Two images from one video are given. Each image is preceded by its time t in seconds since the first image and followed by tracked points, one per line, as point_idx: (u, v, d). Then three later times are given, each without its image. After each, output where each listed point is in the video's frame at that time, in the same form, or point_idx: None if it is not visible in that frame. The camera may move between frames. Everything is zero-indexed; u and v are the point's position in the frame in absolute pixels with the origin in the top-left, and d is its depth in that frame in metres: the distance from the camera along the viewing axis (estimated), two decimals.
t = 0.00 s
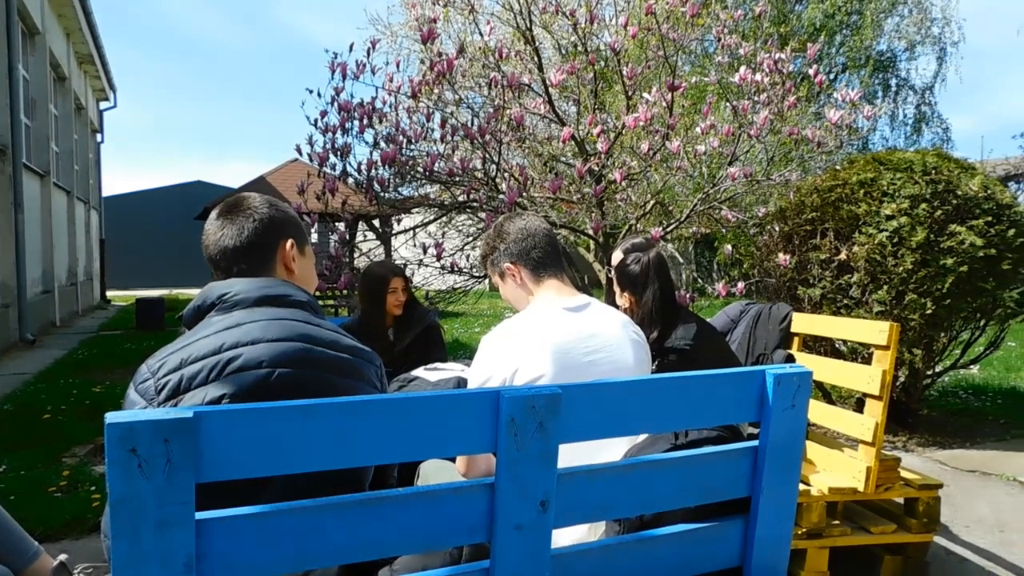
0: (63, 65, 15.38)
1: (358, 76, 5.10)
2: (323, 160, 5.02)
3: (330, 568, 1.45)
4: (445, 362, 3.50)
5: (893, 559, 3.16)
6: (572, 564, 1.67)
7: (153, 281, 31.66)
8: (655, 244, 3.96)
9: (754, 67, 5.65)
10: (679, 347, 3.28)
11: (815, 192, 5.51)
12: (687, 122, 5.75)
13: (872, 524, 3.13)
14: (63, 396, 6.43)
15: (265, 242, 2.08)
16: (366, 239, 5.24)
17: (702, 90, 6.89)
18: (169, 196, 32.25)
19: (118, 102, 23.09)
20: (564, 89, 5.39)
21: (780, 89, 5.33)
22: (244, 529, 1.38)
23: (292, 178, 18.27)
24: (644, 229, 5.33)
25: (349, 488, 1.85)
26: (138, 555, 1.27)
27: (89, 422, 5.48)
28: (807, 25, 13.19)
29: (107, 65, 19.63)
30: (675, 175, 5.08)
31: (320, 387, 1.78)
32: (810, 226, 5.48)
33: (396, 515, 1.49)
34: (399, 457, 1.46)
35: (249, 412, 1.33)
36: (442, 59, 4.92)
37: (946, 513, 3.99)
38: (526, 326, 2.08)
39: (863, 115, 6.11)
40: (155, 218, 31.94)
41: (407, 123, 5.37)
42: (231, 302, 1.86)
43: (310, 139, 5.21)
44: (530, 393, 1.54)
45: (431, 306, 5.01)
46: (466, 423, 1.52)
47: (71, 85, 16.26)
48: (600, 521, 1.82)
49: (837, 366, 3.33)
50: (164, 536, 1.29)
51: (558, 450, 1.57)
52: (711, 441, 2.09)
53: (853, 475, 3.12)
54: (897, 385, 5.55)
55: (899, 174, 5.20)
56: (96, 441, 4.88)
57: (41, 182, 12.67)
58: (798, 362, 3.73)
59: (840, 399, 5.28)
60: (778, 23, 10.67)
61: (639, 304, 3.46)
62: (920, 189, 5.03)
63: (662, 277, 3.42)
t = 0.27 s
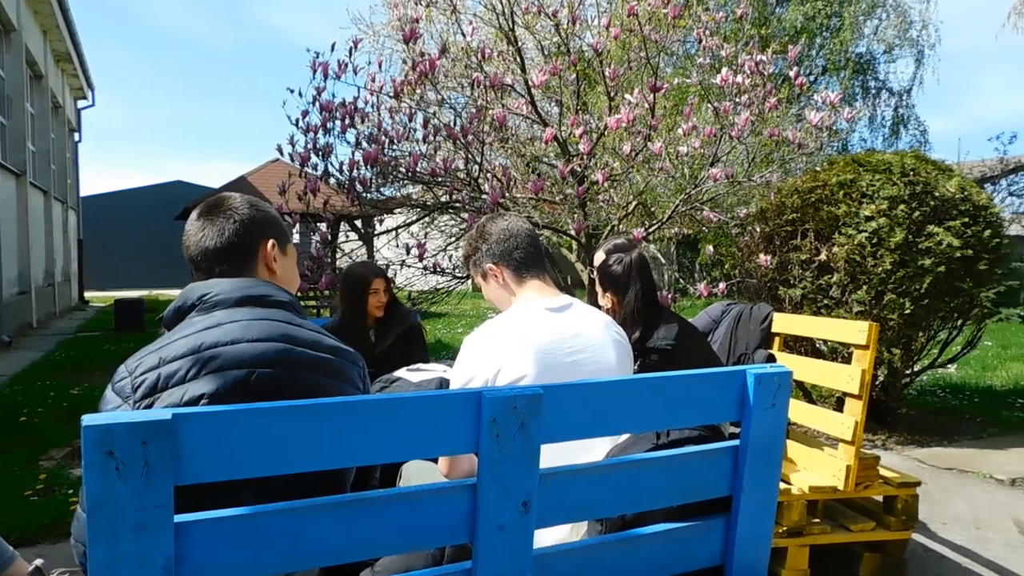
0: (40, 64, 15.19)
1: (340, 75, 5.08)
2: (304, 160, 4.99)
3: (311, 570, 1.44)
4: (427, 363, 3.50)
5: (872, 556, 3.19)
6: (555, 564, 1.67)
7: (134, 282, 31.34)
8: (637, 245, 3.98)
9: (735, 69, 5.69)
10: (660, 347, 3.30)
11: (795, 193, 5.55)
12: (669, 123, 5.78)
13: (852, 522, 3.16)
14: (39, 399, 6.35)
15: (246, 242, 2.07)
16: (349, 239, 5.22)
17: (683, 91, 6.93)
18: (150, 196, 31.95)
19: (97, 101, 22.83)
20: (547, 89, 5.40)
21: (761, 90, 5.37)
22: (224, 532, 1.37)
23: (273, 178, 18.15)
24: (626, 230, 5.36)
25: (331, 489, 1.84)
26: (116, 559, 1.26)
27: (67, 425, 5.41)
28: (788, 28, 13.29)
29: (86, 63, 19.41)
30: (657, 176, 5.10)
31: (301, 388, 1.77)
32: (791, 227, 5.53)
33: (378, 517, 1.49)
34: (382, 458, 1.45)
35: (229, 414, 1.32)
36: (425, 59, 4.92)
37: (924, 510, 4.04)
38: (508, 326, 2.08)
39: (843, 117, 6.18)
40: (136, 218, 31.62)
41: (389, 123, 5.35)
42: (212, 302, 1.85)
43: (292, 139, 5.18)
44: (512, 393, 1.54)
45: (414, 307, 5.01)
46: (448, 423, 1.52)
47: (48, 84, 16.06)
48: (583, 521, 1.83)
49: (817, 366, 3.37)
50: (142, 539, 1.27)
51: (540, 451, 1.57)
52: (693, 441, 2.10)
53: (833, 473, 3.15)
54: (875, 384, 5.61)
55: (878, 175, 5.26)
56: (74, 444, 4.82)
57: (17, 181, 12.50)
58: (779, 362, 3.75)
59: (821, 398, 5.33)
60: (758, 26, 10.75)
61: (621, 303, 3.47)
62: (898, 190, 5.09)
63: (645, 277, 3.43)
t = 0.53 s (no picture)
0: (25, 61, 15.06)
1: (328, 74, 5.06)
2: (293, 159, 4.97)
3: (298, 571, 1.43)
4: (416, 363, 3.49)
5: (860, 555, 3.21)
6: (543, 563, 1.67)
7: (122, 281, 31.14)
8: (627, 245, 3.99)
9: (724, 69, 5.70)
10: (649, 346, 3.31)
11: (784, 192, 5.57)
12: (658, 123, 5.80)
13: (839, 520, 3.18)
14: (25, 399, 6.30)
15: (233, 242, 2.06)
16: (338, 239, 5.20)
17: (672, 91, 6.95)
18: (138, 194, 31.75)
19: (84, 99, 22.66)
20: (536, 89, 5.40)
21: (750, 91, 5.39)
22: (211, 533, 1.36)
23: (261, 176, 18.07)
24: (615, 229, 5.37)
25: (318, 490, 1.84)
26: (101, 560, 1.25)
27: (52, 425, 5.37)
28: (777, 28, 13.34)
29: (73, 61, 19.26)
30: (646, 176, 5.11)
31: (289, 387, 1.77)
32: (779, 227, 5.55)
33: (366, 517, 1.48)
34: (369, 458, 1.45)
35: (216, 414, 1.32)
36: (414, 58, 4.92)
37: (910, 508, 4.07)
38: (496, 326, 2.08)
39: (830, 118, 6.21)
40: (124, 217, 31.42)
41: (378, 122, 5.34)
42: (198, 302, 1.84)
43: (280, 138, 5.16)
44: (500, 393, 1.54)
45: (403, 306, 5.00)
46: (436, 423, 1.52)
47: (34, 81, 15.94)
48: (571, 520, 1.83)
49: (805, 365, 3.38)
50: (128, 540, 1.26)
51: (528, 450, 1.57)
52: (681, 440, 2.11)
53: (821, 472, 3.17)
54: (863, 383, 5.64)
55: (866, 175, 5.30)
56: (60, 445, 4.79)
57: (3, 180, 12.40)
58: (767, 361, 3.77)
59: (809, 397, 5.35)
60: (747, 26, 10.79)
61: (611, 303, 3.48)
62: (886, 190, 5.13)
63: (634, 277, 3.44)
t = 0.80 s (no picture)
0: (14, 60, 14.97)
1: (319, 74, 5.05)
2: (284, 159, 4.96)
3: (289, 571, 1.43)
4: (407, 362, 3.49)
5: (850, 553, 3.24)
6: (534, 563, 1.67)
7: (112, 281, 30.97)
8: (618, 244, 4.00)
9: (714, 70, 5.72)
10: (640, 346, 3.32)
11: (774, 192, 5.60)
12: (649, 123, 5.81)
13: (829, 518, 3.20)
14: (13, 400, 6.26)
15: (223, 242, 2.05)
16: (329, 238, 5.19)
17: (663, 92, 6.97)
18: (128, 194, 31.60)
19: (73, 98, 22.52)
20: (528, 88, 5.40)
21: (740, 91, 5.40)
22: (200, 534, 1.36)
23: (252, 176, 18.01)
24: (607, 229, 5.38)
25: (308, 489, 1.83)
26: (90, 562, 1.24)
27: (41, 426, 5.34)
28: (767, 29, 13.38)
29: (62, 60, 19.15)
30: (637, 176, 5.12)
31: (280, 387, 1.76)
32: (770, 227, 5.57)
33: (357, 517, 1.48)
34: (360, 458, 1.45)
35: (206, 414, 1.31)
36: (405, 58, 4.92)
37: (900, 506, 4.10)
38: (487, 326, 2.08)
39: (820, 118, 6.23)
40: (113, 217, 31.26)
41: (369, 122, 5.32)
42: (189, 302, 1.83)
43: (271, 138, 5.14)
44: (491, 393, 1.54)
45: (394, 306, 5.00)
46: (427, 423, 1.51)
47: (23, 81, 15.84)
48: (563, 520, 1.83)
49: (795, 365, 3.40)
50: (117, 541, 1.25)
51: (519, 450, 1.57)
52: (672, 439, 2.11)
53: (811, 470, 3.18)
54: (853, 382, 5.67)
55: (856, 176, 5.33)
56: (48, 446, 4.76)
57: None
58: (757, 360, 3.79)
59: (798, 397, 5.38)
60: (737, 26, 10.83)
61: (602, 303, 3.48)
62: (875, 190, 5.17)
63: (625, 277, 3.44)
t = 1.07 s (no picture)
0: None
1: (304, 73, 5.03)
2: (269, 159, 4.93)
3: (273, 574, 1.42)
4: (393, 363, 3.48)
5: (834, 551, 3.23)
6: (520, 563, 1.67)
7: (95, 281, 30.68)
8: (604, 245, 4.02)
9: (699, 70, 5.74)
10: (625, 345, 3.32)
11: (758, 193, 5.63)
12: (635, 124, 5.83)
13: (813, 516, 3.22)
14: None
15: (207, 243, 2.04)
16: (314, 239, 5.16)
17: (649, 92, 6.99)
18: (112, 193, 31.32)
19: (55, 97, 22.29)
20: (513, 89, 5.40)
21: (725, 92, 5.42)
22: (183, 537, 1.35)
23: (236, 176, 17.90)
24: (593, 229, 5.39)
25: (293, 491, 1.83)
26: (71, 566, 1.22)
27: (22, 429, 5.28)
28: (752, 29, 13.46)
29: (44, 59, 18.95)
30: (623, 176, 5.14)
31: (263, 389, 1.75)
32: (755, 227, 5.60)
33: (341, 519, 1.47)
34: (345, 459, 1.44)
35: (189, 416, 1.30)
36: (391, 58, 4.92)
37: (883, 504, 4.13)
38: (472, 327, 2.08)
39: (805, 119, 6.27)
40: (97, 216, 30.97)
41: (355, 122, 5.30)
42: (172, 302, 1.81)
43: (255, 137, 5.11)
44: (477, 393, 1.54)
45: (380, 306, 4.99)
46: (412, 424, 1.51)
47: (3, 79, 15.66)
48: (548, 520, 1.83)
49: (780, 364, 3.42)
50: (98, 544, 1.24)
51: (504, 450, 1.57)
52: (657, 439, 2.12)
53: (796, 469, 3.20)
54: (837, 381, 5.71)
55: (839, 176, 5.38)
56: (30, 448, 4.71)
57: None
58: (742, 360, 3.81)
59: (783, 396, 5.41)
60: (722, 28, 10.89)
61: (587, 304, 3.49)
62: (859, 191, 5.21)
63: (610, 279, 3.46)
